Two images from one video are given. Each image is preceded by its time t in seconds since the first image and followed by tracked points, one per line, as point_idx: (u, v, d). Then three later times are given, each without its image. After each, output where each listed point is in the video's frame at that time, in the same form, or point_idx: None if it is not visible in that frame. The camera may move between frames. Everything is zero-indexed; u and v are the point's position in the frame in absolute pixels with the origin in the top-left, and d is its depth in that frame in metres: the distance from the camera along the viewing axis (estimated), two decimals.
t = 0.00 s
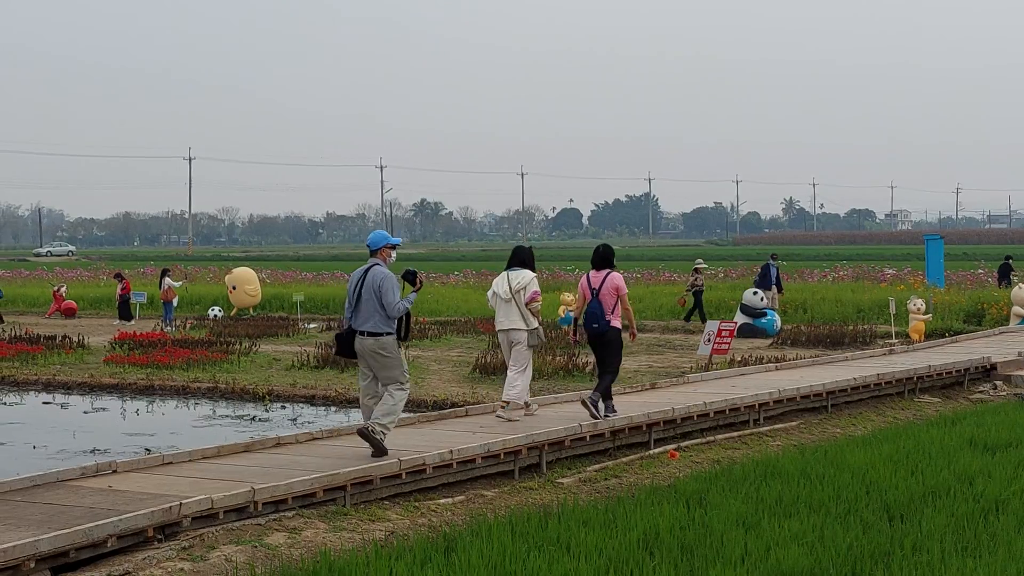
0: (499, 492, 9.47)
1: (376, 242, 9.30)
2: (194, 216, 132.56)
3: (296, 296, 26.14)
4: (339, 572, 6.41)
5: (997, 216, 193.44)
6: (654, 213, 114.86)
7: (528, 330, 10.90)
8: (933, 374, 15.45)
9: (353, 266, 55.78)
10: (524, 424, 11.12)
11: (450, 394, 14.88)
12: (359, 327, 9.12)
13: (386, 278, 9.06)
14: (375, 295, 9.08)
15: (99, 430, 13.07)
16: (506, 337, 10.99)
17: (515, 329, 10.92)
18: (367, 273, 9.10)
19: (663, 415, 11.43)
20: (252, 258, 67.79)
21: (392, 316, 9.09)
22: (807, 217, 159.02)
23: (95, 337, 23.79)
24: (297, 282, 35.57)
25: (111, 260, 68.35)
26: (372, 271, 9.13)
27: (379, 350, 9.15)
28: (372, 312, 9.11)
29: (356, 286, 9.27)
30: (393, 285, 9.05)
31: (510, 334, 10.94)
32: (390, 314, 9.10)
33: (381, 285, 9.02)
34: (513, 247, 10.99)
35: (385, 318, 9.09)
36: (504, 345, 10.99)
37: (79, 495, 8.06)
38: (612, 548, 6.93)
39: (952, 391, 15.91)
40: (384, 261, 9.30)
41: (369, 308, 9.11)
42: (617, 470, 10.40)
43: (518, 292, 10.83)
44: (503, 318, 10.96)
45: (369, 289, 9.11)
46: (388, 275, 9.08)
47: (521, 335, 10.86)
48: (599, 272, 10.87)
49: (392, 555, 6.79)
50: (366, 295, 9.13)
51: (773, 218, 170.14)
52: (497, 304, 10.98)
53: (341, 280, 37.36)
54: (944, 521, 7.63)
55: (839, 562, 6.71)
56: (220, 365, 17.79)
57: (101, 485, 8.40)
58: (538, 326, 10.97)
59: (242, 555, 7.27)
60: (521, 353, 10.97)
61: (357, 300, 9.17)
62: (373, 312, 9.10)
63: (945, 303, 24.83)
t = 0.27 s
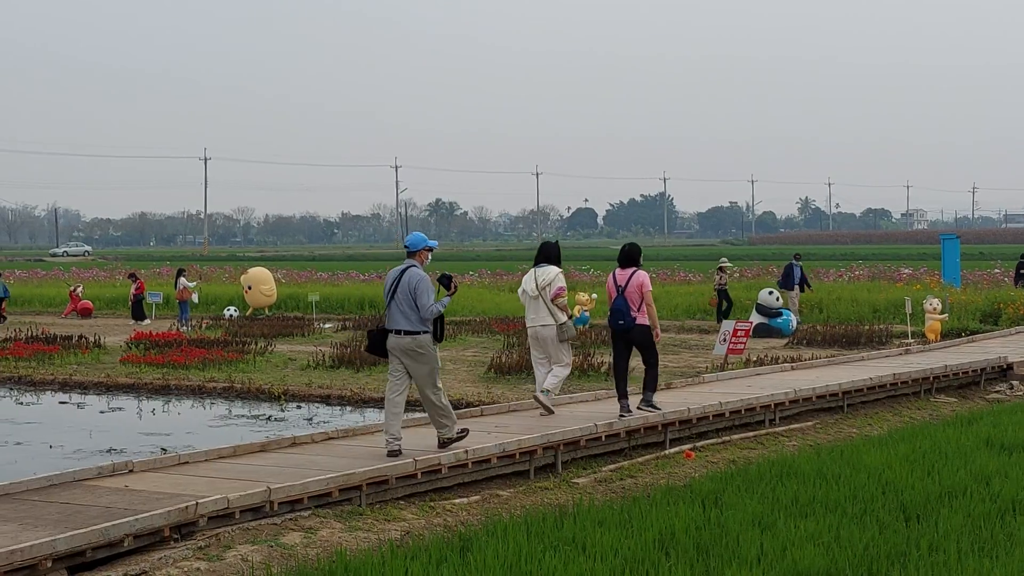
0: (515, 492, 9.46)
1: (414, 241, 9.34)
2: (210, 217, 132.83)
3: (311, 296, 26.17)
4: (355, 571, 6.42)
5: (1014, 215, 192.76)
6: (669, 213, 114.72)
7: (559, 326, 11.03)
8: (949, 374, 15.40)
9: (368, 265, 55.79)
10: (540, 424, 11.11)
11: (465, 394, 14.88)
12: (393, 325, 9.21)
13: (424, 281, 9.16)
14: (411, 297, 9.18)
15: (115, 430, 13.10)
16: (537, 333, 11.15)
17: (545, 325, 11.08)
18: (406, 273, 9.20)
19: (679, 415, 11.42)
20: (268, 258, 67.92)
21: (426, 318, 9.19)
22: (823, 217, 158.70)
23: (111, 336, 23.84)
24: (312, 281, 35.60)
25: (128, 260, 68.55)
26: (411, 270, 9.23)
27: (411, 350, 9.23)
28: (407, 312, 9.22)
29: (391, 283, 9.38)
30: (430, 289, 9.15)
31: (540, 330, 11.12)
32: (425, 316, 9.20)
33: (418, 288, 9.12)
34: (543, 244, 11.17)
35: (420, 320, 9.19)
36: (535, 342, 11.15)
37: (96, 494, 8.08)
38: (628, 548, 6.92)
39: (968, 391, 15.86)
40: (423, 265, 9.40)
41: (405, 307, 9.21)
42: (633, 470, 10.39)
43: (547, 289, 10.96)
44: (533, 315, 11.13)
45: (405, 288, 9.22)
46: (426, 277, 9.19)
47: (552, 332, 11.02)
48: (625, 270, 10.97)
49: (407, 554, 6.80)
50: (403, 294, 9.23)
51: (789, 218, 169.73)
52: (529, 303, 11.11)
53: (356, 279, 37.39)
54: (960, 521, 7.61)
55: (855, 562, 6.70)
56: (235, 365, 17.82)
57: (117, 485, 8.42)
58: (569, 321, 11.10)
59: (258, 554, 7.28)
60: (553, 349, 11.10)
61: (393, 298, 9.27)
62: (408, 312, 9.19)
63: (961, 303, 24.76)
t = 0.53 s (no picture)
0: (534, 492, 9.46)
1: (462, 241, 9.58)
2: (229, 217, 133.18)
3: (330, 296, 26.21)
4: (375, 571, 6.42)
5: None
6: (688, 212, 114.50)
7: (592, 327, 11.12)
8: (970, 374, 15.34)
9: (388, 265, 55.84)
10: (559, 424, 11.11)
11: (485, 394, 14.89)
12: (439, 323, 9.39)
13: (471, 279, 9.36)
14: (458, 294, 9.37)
15: (136, 430, 13.14)
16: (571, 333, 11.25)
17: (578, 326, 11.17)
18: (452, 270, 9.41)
19: (698, 415, 11.40)
20: (288, 259, 68.06)
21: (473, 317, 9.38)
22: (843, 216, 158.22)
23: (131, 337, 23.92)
24: (331, 282, 35.67)
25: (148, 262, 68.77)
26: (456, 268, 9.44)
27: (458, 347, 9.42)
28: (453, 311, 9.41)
29: (436, 284, 9.59)
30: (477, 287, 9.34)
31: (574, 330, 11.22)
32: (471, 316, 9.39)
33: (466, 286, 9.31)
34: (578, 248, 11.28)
35: (465, 318, 9.39)
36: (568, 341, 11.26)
37: (117, 495, 8.11)
38: (648, 548, 6.91)
39: (990, 390, 15.79)
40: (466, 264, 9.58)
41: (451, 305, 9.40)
42: (652, 470, 10.38)
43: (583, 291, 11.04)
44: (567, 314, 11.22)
45: (452, 288, 9.39)
46: (472, 276, 9.41)
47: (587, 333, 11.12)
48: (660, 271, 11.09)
49: (427, 554, 6.80)
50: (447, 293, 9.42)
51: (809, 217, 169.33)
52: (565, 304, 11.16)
53: (375, 279, 37.45)
54: (981, 521, 7.58)
55: (876, 562, 6.68)
56: (255, 365, 17.87)
57: (138, 485, 8.45)
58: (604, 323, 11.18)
59: (278, 554, 7.29)
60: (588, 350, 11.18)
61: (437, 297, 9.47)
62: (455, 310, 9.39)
63: (982, 302, 24.65)
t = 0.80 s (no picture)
0: (556, 493, 9.45)
1: (505, 238, 9.72)
2: (250, 218, 133.55)
3: (351, 297, 26.25)
4: (396, 572, 6.43)
5: None
6: (709, 212, 114.26)
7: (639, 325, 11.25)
8: (993, 374, 15.27)
9: (408, 266, 55.90)
10: (581, 425, 11.11)
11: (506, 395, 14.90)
12: (484, 319, 9.53)
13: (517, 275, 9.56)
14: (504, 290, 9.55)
15: (159, 430, 13.19)
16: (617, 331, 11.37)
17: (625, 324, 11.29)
18: (497, 266, 9.60)
19: (720, 415, 11.39)
20: (310, 259, 68.20)
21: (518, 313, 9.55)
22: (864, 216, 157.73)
23: (154, 337, 24.01)
24: (352, 282, 35.72)
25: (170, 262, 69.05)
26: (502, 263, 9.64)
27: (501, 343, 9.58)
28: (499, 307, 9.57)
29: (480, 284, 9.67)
30: (525, 282, 9.52)
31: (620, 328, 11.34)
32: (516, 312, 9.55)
33: (515, 280, 9.48)
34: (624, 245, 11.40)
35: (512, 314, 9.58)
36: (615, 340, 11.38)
37: (141, 495, 8.14)
38: (670, 548, 6.90)
39: (1012, 391, 15.72)
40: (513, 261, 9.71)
41: (497, 301, 9.57)
42: (675, 470, 10.36)
43: (627, 289, 11.20)
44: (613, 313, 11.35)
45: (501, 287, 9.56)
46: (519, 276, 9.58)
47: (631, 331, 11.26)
48: (699, 269, 11.42)
49: (448, 555, 6.81)
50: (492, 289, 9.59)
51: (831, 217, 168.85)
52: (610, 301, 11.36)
53: (396, 280, 37.50)
54: (1004, 522, 7.55)
55: (898, 562, 6.66)
56: (276, 365, 17.92)
57: (161, 485, 8.48)
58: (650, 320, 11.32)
59: (301, 554, 7.30)
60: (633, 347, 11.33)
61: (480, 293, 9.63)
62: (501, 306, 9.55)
63: (1005, 302, 24.54)
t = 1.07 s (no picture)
0: (578, 493, 9.45)
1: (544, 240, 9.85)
2: (272, 219, 133.81)
3: (373, 297, 26.27)
4: (419, 572, 6.44)
5: None
6: (731, 212, 114.00)
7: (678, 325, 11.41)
8: (1017, 375, 15.20)
9: (430, 266, 55.96)
10: (604, 425, 11.10)
11: (528, 395, 14.88)
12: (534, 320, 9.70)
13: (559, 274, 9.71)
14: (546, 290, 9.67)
15: (181, 431, 13.23)
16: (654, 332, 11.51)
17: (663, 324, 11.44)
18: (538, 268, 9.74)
19: (743, 416, 11.37)
20: (331, 260, 68.25)
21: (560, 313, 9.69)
22: (887, 216, 157.18)
23: (177, 338, 24.07)
24: (373, 283, 35.73)
25: (192, 263, 69.18)
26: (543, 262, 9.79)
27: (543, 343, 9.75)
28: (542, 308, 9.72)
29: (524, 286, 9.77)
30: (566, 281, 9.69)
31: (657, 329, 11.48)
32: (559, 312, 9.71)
33: (557, 279, 9.61)
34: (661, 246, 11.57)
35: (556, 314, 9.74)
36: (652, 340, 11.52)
37: (164, 495, 8.16)
38: (692, 550, 6.89)
39: None
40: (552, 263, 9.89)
41: (540, 301, 9.72)
42: (697, 471, 10.34)
43: (667, 289, 11.34)
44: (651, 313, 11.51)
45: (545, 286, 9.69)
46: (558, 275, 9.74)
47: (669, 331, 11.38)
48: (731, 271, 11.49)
49: (470, 555, 6.81)
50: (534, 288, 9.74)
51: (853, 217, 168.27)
52: (647, 301, 11.49)
53: (417, 280, 37.55)
54: None
55: (922, 564, 6.64)
56: (298, 365, 17.96)
57: (185, 485, 8.51)
58: (685, 321, 11.53)
59: (323, 554, 7.31)
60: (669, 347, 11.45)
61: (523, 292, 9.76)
62: (544, 307, 9.69)
63: None
